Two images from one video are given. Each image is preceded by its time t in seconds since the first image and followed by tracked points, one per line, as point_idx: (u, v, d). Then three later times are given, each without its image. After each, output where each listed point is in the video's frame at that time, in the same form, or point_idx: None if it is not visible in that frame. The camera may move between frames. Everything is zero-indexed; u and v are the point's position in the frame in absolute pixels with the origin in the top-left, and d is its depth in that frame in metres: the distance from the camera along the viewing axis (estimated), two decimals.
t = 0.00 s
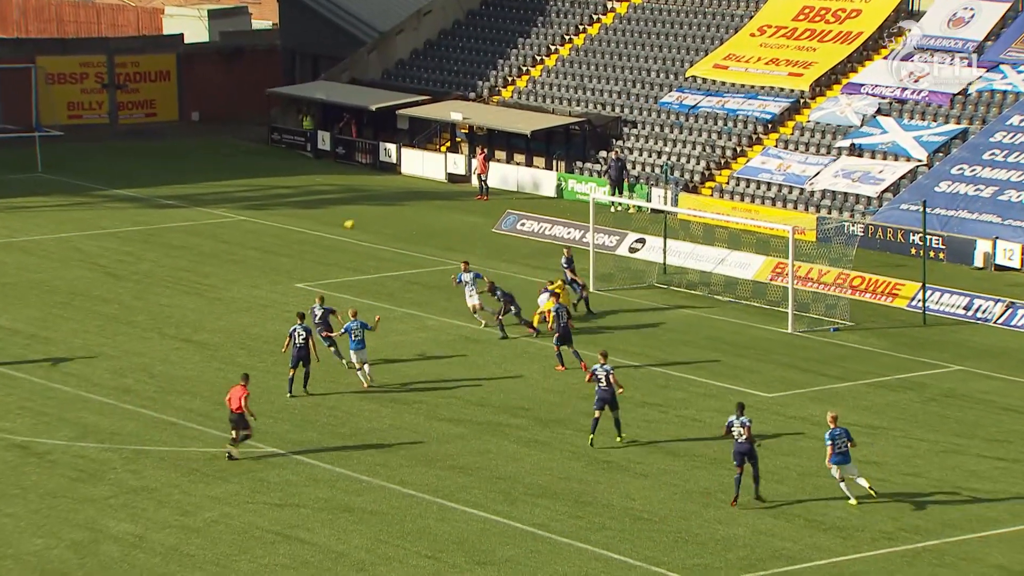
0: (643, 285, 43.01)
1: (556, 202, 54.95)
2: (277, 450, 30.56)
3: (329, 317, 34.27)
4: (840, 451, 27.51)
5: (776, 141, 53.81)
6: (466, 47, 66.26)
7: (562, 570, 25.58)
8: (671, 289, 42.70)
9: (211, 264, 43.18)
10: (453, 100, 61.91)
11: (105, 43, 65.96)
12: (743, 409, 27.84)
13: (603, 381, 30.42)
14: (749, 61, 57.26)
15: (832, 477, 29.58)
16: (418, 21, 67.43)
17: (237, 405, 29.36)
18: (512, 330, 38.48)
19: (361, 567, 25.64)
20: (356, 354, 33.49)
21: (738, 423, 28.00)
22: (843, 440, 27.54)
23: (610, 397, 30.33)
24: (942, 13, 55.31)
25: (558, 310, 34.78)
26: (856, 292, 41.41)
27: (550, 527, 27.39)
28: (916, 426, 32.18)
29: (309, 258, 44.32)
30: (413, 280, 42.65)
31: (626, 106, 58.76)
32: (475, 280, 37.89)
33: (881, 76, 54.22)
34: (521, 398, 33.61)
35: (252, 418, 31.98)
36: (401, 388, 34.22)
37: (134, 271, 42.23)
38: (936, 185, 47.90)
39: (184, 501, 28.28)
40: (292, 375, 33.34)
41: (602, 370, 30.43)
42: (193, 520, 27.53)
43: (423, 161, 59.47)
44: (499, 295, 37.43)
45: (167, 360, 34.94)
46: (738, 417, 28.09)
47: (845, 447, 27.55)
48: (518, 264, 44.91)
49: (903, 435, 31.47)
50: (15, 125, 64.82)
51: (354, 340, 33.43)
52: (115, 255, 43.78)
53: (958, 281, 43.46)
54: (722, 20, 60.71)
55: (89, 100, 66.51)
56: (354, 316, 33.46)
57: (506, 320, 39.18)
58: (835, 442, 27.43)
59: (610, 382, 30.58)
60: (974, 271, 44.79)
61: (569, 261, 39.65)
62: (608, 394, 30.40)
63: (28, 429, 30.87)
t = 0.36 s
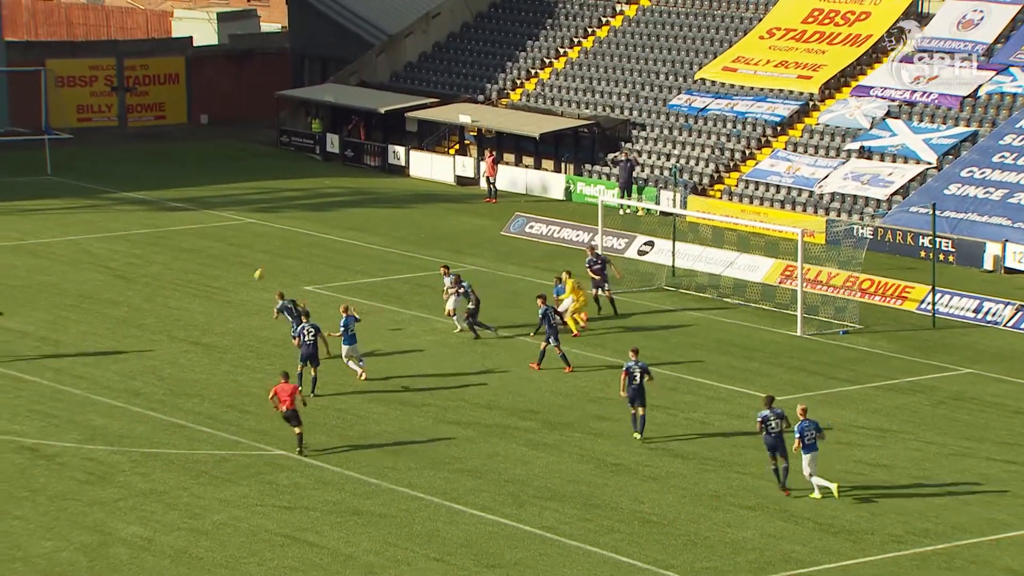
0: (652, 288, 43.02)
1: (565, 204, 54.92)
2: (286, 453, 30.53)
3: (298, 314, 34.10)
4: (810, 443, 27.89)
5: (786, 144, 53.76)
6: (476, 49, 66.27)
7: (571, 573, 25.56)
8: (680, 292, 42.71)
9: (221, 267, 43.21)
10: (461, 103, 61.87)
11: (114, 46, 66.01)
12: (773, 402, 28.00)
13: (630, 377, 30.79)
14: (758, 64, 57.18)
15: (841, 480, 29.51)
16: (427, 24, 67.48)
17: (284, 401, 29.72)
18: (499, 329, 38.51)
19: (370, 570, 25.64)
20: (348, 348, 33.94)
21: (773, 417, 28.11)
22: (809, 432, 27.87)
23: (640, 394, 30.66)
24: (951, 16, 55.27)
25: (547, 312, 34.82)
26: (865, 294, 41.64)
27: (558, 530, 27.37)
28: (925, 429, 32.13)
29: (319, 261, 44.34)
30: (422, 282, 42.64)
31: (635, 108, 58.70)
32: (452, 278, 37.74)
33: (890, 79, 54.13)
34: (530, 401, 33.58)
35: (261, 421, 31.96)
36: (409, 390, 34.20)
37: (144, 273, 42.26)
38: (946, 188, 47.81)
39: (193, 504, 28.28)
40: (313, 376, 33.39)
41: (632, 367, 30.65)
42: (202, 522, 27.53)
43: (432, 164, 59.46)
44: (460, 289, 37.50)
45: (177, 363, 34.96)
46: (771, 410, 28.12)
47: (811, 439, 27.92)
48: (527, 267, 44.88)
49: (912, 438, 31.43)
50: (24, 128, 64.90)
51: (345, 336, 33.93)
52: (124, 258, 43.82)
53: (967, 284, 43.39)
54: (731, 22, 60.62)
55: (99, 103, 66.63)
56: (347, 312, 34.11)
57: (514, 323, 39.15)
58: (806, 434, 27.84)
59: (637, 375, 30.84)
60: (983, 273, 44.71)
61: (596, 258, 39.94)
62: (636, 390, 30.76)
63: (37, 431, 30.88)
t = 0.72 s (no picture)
0: (698, 288, 43.41)
1: (610, 205, 55.25)
2: (337, 449, 31.01)
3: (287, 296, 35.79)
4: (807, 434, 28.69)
5: (831, 145, 53.88)
6: (522, 52, 66.74)
7: (617, 568, 25.95)
8: (725, 292, 43.06)
9: (271, 266, 43.80)
10: (510, 104, 62.32)
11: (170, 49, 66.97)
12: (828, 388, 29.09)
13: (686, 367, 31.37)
14: (803, 66, 57.39)
15: (885, 478, 29.74)
16: (475, 27, 68.08)
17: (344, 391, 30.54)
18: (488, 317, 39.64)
19: (418, 564, 26.08)
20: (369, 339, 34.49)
21: (825, 399, 29.03)
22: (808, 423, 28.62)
23: (696, 386, 31.29)
24: (997, 17, 55.20)
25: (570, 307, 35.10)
26: (909, 294, 41.53)
27: (604, 526, 27.72)
28: (970, 427, 32.29)
29: (369, 260, 44.86)
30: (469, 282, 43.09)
31: (680, 110, 58.95)
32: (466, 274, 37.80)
33: (935, 80, 54.14)
34: (577, 398, 33.95)
35: (313, 418, 32.44)
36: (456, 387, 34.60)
37: (197, 272, 42.91)
38: (991, 188, 47.86)
39: (246, 499, 28.81)
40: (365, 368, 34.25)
41: (689, 360, 31.27)
42: (254, 516, 28.05)
43: (481, 164, 59.92)
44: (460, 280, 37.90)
45: (230, 360, 35.54)
46: (823, 397, 29.05)
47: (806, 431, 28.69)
48: (572, 266, 45.23)
49: (957, 436, 31.62)
50: (82, 130, 65.82)
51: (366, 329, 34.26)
52: (178, 257, 44.47)
53: (1012, 284, 43.44)
54: (776, 24, 60.83)
55: (155, 104, 67.49)
56: (365, 305, 34.11)
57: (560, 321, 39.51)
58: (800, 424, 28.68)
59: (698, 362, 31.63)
60: None
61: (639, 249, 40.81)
62: (692, 381, 31.38)
63: (95, 426, 31.52)
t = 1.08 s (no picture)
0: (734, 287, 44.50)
1: (649, 207, 56.46)
2: (386, 440, 32.38)
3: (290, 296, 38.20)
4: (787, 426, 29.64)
5: (863, 149, 54.90)
6: (564, 60, 68.08)
7: (655, 556, 27.15)
8: (760, 292, 44.18)
9: (323, 265, 45.28)
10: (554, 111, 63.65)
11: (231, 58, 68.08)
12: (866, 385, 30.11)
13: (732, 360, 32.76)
14: (837, 73, 58.49)
15: (914, 470, 30.85)
16: (521, 36, 69.23)
17: (373, 373, 32.31)
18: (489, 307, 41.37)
19: (465, 552, 27.34)
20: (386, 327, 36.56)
21: (860, 394, 30.19)
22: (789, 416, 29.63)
23: (741, 377, 32.72)
24: None
25: (592, 302, 36.84)
26: (940, 293, 42.73)
27: (642, 516, 28.93)
28: (998, 422, 33.35)
29: (416, 259, 46.27)
30: (513, 281, 44.41)
31: (717, 115, 60.08)
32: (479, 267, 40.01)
33: (965, 87, 55.08)
34: (617, 393, 35.21)
35: (364, 411, 33.83)
36: (500, 381, 35.91)
37: (252, 271, 44.42)
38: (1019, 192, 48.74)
39: (300, 488, 30.18)
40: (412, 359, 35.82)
41: (734, 353, 32.58)
42: (308, 505, 29.40)
43: (525, 168, 61.30)
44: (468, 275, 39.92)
45: (285, 356, 36.99)
46: (861, 391, 30.28)
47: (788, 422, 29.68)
48: (612, 266, 46.48)
49: (984, 430, 32.71)
50: (147, 135, 67.66)
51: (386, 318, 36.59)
52: (237, 257, 45.98)
53: None
54: (811, 34, 61.93)
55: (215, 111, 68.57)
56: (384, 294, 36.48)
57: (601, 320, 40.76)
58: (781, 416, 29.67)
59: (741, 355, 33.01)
60: None
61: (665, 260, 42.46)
62: (737, 373, 32.80)
63: (157, 417, 33.01)
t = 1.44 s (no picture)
0: (755, 288, 45.66)
1: (673, 210, 57.57)
2: (419, 434, 33.62)
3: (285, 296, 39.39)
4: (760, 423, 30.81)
5: (880, 155, 55.96)
6: (592, 68, 69.31)
7: (680, 546, 28.10)
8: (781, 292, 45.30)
9: (358, 266, 46.60)
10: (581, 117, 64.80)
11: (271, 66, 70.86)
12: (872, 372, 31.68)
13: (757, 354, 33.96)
14: (855, 81, 59.43)
15: (928, 465, 31.88)
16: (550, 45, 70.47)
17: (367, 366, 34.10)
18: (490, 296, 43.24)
19: (496, 540, 28.33)
20: (388, 330, 37.23)
21: (870, 384, 31.65)
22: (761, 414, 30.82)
23: (763, 370, 34.00)
24: None
25: (603, 297, 38.16)
26: (954, 294, 43.76)
27: (665, 508, 29.98)
28: (1012, 418, 34.37)
29: (448, 260, 47.53)
30: (542, 282, 45.61)
31: (739, 122, 61.23)
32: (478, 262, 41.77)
33: (980, 94, 55.87)
34: (642, 389, 36.36)
35: (399, 407, 35.06)
36: (529, 378, 37.11)
37: (290, 271, 45.73)
38: None
39: (336, 479, 31.26)
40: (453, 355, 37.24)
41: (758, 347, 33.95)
42: (344, 496, 30.42)
43: (554, 172, 62.57)
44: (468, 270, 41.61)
45: (324, 354, 38.30)
46: (870, 379, 31.81)
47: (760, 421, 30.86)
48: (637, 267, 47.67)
49: (997, 426, 33.77)
50: (190, 140, 70.37)
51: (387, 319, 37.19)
52: (275, 258, 47.26)
53: None
54: (829, 43, 63.03)
55: (255, 117, 71.48)
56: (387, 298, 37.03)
57: (627, 319, 41.92)
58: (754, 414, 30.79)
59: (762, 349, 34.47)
60: None
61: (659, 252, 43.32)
62: (761, 367, 34.14)
63: (200, 412, 34.32)
